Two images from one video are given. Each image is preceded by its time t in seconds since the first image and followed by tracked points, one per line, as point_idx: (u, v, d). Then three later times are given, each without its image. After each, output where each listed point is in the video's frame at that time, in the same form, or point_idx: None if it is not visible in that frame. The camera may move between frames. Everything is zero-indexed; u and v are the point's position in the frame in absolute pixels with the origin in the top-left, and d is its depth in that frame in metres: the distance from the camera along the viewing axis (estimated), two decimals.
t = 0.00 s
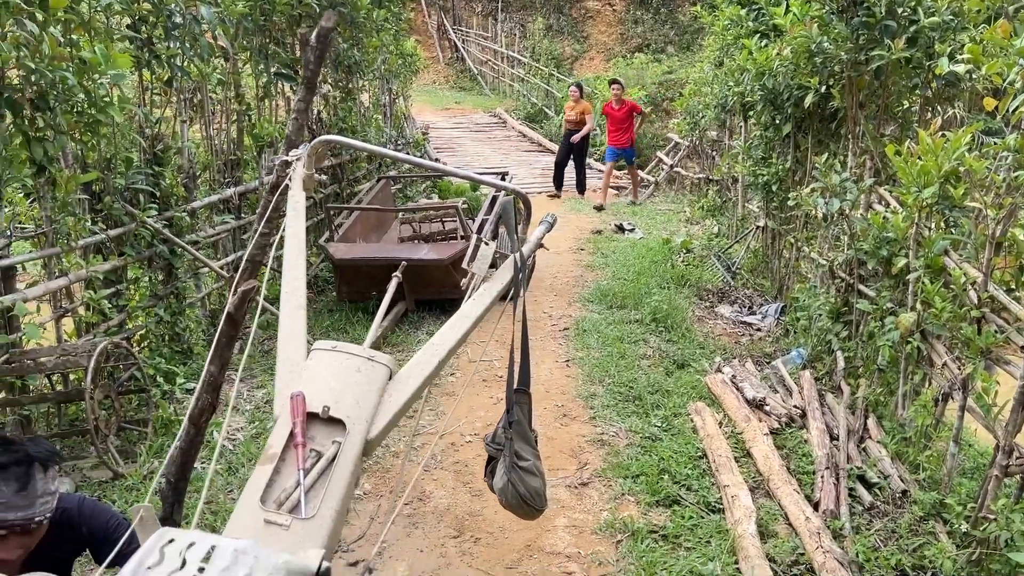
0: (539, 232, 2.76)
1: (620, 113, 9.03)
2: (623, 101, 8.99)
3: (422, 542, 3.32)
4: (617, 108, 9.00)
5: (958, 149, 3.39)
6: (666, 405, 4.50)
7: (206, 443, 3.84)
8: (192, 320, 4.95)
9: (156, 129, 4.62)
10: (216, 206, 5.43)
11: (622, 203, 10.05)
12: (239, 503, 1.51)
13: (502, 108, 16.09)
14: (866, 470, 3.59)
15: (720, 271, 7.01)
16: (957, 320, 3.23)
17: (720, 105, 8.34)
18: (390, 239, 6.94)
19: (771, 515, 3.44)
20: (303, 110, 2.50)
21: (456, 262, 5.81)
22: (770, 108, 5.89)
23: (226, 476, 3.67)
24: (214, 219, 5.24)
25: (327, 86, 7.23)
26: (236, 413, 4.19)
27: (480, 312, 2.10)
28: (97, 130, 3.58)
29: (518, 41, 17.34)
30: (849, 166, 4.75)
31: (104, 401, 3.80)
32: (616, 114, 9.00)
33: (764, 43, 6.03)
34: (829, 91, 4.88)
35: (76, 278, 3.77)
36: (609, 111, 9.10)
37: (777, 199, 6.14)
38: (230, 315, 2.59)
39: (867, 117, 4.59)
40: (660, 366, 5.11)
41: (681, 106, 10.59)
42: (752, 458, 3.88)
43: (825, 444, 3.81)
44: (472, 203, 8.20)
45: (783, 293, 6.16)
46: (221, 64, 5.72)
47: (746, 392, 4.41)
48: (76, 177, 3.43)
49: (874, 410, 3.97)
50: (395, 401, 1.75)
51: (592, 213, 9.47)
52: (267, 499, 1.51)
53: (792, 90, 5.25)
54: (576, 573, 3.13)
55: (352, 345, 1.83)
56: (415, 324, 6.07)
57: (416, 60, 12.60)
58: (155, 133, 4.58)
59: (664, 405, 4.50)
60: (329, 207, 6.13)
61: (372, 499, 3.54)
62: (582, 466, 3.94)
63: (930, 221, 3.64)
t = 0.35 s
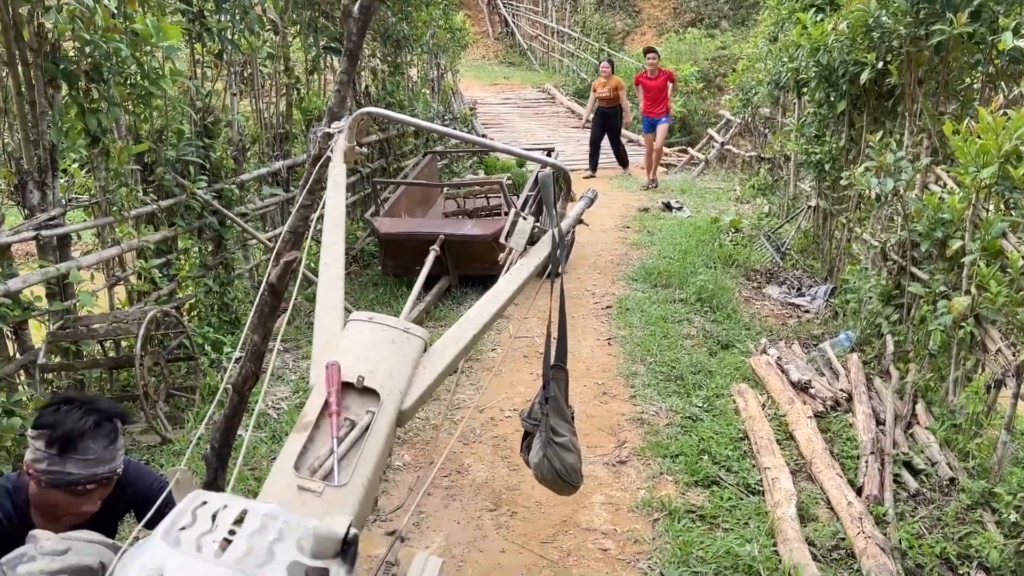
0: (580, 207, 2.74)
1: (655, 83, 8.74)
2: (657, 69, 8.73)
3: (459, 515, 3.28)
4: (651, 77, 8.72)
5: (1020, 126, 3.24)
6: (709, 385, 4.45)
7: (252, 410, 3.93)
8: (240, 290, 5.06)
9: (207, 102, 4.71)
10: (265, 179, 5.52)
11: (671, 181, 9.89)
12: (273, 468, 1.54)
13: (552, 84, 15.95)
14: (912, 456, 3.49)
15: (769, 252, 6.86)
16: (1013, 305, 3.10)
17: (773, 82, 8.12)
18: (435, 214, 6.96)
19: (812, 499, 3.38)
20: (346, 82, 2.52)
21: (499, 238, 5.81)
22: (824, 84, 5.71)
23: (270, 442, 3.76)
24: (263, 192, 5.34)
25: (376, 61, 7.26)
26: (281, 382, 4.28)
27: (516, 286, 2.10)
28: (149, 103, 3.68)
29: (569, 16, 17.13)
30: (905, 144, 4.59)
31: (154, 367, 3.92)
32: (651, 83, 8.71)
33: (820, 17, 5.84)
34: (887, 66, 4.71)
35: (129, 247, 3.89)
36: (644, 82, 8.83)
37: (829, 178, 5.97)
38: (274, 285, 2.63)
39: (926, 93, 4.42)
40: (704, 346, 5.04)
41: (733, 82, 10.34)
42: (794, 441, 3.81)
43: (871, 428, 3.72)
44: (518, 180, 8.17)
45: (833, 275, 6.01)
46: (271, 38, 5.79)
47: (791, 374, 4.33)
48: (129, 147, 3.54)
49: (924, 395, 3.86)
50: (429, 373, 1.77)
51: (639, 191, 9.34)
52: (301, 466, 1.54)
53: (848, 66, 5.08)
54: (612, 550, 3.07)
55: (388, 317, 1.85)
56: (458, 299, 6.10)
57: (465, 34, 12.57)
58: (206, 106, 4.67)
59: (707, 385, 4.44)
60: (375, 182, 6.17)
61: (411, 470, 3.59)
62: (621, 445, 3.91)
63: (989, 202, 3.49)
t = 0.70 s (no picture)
0: (627, 179, 2.69)
1: (698, 59, 8.19)
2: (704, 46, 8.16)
3: (501, 484, 3.31)
4: (696, 53, 8.17)
5: None
6: (756, 363, 4.38)
7: (300, 376, 4.02)
8: (290, 258, 5.15)
9: (259, 71, 4.77)
10: (316, 148, 5.58)
11: (723, 156, 9.68)
12: (317, 430, 1.56)
13: (604, 56, 15.70)
14: (964, 441, 3.40)
15: (823, 229, 6.68)
16: None
17: (832, 54, 7.85)
18: (483, 185, 6.95)
19: (858, 481, 3.31)
20: (394, 49, 2.51)
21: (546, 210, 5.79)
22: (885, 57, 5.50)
23: (316, 407, 3.84)
24: (313, 161, 5.40)
25: (427, 30, 7.24)
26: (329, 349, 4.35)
27: (560, 256, 2.08)
28: (204, 70, 3.75)
29: None
30: (969, 120, 4.40)
31: (206, 331, 4.04)
32: (694, 60, 8.18)
33: None
34: (953, 38, 4.51)
35: (183, 213, 3.99)
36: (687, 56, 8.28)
37: (887, 155, 5.76)
38: (321, 251, 2.68)
39: (994, 66, 4.22)
40: (752, 324, 4.95)
41: (791, 54, 10.02)
42: (842, 422, 3.73)
43: (922, 411, 3.62)
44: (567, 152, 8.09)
45: (889, 254, 5.82)
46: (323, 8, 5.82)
47: (841, 353, 4.22)
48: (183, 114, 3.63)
49: (979, 379, 3.73)
50: (471, 341, 1.77)
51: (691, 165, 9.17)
52: (343, 429, 1.56)
53: (911, 38, 4.89)
54: (653, 525, 3.06)
55: (431, 284, 1.85)
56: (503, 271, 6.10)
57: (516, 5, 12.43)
58: (258, 75, 4.73)
59: (753, 363, 4.37)
60: (424, 153, 6.18)
61: (453, 439, 3.63)
62: (664, 420, 3.88)
63: None
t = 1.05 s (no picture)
0: (681, 150, 2.65)
1: (743, 31, 7.66)
2: (750, 17, 7.62)
3: (545, 453, 3.32)
4: (740, 25, 7.64)
5: None
6: (806, 341, 4.29)
7: (349, 342, 4.09)
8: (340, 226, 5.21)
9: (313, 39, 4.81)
10: (367, 117, 5.61)
11: (777, 130, 9.43)
12: (368, 392, 1.59)
13: (657, 26, 15.37)
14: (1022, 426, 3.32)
15: (879, 206, 6.48)
16: None
17: (896, 25, 7.55)
18: (532, 156, 6.91)
19: (909, 462, 3.24)
20: (449, 16, 2.51)
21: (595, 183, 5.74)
22: (953, 27, 5.26)
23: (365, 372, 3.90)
24: (365, 129, 5.44)
25: None
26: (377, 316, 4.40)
27: (611, 227, 2.06)
28: (259, 37, 3.81)
29: None
30: None
31: (259, 295, 4.14)
32: (738, 32, 7.65)
33: None
34: None
35: (238, 178, 4.08)
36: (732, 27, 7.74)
37: (950, 131, 5.54)
38: (371, 217, 2.72)
39: None
40: (804, 301, 4.85)
41: (853, 26, 9.67)
42: (894, 403, 3.65)
43: (978, 394, 3.52)
44: (617, 124, 7.98)
45: (948, 233, 5.63)
46: None
47: (895, 333, 4.11)
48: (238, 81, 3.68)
49: None
50: (521, 308, 1.77)
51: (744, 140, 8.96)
52: (393, 391, 1.58)
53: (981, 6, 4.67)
54: (696, 499, 3.05)
55: (482, 251, 1.86)
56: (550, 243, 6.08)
57: None
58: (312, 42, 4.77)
59: (804, 341, 4.29)
60: (474, 123, 6.16)
61: (498, 408, 3.65)
62: (711, 396, 3.85)
63: None
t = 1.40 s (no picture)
0: (736, 122, 2.60)
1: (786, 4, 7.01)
2: None
3: (587, 426, 3.34)
4: None
5: None
6: (856, 321, 4.20)
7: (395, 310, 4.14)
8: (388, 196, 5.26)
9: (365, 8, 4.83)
10: (417, 87, 5.63)
11: (833, 106, 9.17)
12: (417, 356, 1.61)
13: None
14: None
15: (936, 186, 6.28)
16: None
17: None
18: (580, 129, 6.85)
19: (958, 446, 3.18)
20: None
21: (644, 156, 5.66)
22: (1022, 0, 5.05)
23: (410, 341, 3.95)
24: (414, 100, 5.47)
25: None
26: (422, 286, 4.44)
27: (663, 199, 2.05)
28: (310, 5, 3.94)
29: None
30: None
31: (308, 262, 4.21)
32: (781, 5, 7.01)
33: None
34: None
35: (288, 146, 4.15)
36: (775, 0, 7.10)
37: (1014, 109, 5.33)
38: (422, 185, 2.72)
39: None
40: (855, 281, 4.75)
41: None
42: (945, 386, 3.57)
43: None
44: (667, 97, 7.84)
45: (1009, 215, 5.44)
46: None
47: (948, 316, 4.02)
48: (291, 49, 3.80)
49: None
50: (569, 279, 1.77)
51: (797, 115, 8.73)
52: (442, 356, 1.60)
53: None
54: (738, 476, 3.03)
55: (531, 221, 1.86)
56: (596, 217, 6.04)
57: None
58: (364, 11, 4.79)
59: (853, 322, 4.20)
60: (522, 94, 6.12)
61: (541, 379, 3.68)
62: (756, 374, 3.81)
63: None
